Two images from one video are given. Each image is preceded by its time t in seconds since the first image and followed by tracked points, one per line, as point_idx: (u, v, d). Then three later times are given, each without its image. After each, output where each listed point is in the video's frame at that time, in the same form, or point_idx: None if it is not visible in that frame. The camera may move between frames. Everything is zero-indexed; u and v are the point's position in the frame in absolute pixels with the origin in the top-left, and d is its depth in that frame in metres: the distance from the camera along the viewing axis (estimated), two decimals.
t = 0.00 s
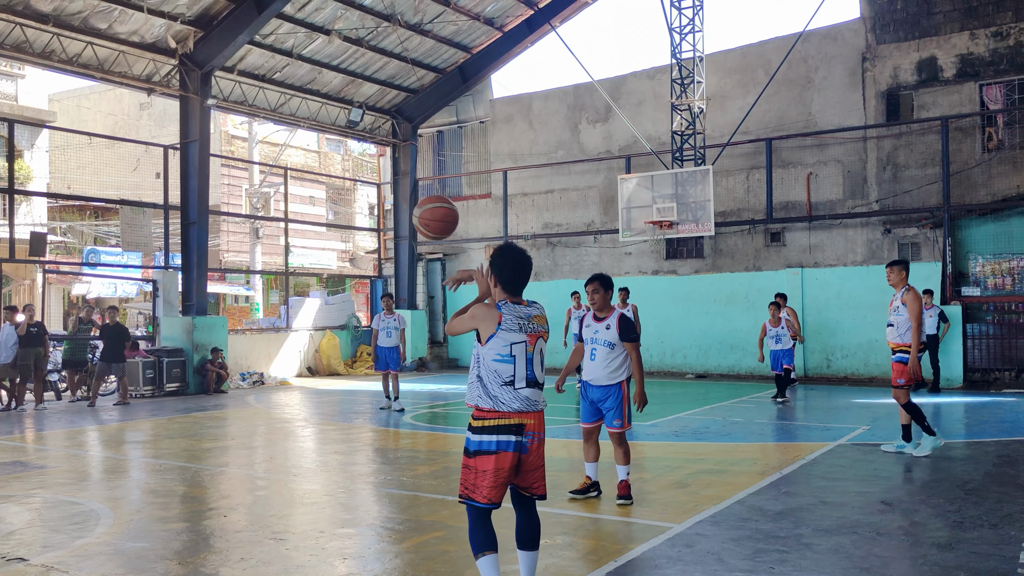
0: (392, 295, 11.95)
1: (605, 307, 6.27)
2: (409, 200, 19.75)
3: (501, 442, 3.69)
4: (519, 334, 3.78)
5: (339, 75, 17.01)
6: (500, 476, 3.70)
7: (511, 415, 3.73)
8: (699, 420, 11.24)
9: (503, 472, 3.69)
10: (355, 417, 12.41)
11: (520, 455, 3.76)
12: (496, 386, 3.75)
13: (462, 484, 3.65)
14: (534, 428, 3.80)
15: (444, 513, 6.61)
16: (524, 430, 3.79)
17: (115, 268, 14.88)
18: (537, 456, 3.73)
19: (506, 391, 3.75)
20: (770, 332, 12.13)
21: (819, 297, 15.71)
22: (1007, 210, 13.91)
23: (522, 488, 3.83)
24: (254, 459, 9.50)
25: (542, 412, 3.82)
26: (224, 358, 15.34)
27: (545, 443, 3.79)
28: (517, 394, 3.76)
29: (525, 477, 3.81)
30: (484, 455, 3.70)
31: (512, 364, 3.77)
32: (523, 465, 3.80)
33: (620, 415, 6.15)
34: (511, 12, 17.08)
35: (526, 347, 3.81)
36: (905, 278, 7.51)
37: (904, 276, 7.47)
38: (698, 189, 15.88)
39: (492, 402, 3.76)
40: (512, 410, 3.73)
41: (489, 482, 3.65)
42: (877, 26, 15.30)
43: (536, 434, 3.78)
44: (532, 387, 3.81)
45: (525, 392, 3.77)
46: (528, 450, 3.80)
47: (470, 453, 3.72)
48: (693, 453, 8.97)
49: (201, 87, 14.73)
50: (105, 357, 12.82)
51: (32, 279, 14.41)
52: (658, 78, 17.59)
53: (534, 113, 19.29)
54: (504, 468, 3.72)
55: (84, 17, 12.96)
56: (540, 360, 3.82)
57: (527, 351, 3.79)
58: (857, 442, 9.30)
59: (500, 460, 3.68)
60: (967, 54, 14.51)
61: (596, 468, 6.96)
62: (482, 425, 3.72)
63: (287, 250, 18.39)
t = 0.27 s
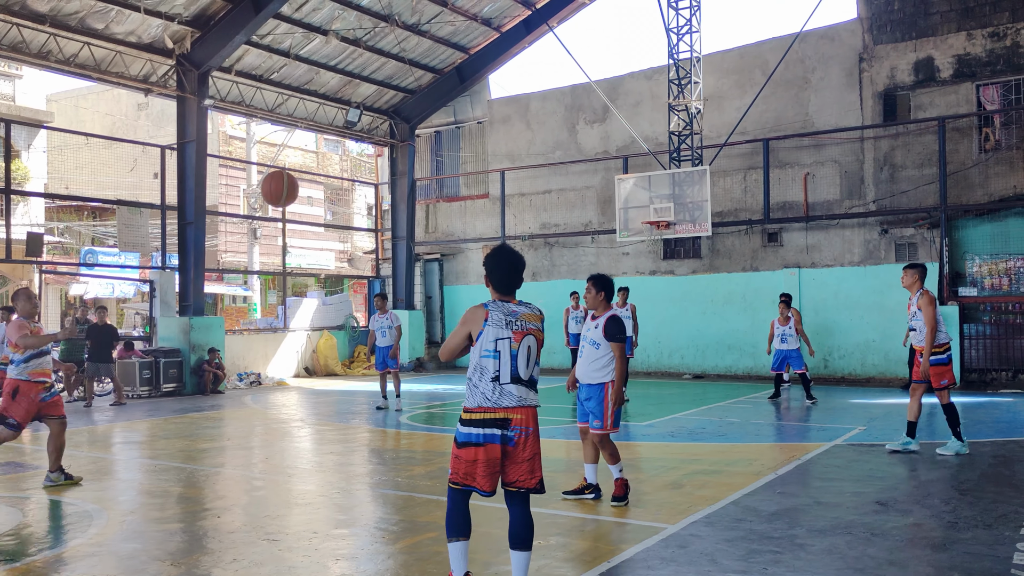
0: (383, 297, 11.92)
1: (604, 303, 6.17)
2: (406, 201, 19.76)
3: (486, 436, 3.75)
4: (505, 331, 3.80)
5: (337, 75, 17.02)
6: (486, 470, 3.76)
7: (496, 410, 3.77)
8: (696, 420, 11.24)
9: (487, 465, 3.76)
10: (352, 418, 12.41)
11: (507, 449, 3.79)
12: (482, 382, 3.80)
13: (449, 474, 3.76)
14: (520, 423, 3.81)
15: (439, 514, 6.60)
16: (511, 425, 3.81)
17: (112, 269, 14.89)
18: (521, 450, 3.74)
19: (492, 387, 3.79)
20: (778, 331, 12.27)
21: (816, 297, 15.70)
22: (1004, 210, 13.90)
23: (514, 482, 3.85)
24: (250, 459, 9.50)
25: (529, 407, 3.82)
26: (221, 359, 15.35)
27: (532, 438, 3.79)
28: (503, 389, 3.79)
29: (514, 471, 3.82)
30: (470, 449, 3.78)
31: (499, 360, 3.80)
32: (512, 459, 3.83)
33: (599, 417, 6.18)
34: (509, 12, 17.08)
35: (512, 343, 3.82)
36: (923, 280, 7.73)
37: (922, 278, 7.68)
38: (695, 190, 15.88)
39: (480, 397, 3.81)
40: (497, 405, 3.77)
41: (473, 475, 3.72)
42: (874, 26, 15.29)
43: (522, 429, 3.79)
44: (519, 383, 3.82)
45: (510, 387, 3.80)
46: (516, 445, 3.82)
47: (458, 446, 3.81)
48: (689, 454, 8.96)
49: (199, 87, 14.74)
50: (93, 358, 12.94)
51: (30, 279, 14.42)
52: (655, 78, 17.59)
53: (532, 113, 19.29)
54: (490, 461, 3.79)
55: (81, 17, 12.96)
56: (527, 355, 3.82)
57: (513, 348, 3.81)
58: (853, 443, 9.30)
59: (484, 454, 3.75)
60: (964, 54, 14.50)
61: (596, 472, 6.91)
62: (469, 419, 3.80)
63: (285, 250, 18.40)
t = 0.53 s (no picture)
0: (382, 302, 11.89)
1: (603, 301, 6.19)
2: (405, 201, 19.75)
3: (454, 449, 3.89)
4: (472, 345, 3.96)
5: (336, 75, 17.03)
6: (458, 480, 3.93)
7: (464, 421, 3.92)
8: (695, 421, 11.22)
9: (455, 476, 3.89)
10: (351, 417, 12.40)
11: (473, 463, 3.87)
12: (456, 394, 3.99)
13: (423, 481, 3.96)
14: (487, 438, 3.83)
15: (437, 513, 6.59)
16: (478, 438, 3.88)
17: (111, 268, 14.89)
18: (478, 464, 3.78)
19: (462, 399, 3.95)
20: (791, 329, 12.01)
21: (816, 297, 15.68)
22: (1005, 211, 13.87)
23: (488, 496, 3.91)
24: (248, 459, 9.49)
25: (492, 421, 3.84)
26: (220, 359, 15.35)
27: (496, 450, 3.81)
28: (469, 401, 3.92)
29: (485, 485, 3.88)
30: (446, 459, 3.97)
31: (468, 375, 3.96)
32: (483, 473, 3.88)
33: (595, 418, 6.28)
34: (508, 12, 17.07)
35: (478, 356, 3.95)
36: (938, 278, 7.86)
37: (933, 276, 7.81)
38: (695, 189, 15.86)
39: (454, 411, 3.98)
40: (464, 417, 3.91)
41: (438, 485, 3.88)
42: (874, 26, 15.28)
43: (484, 445, 3.82)
44: (485, 396, 3.90)
45: (475, 400, 3.91)
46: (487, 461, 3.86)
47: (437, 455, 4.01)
48: (687, 454, 8.95)
49: (198, 87, 14.75)
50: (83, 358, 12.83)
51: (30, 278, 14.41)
52: (655, 78, 17.58)
53: (531, 113, 19.28)
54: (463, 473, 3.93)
55: (80, 17, 12.98)
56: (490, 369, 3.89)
57: (477, 361, 3.93)
58: (852, 443, 9.28)
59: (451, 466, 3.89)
60: (964, 54, 14.48)
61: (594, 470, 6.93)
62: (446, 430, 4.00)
63: (284, 250, 18.40)
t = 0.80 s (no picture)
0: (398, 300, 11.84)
1: (612, 298, 6.35)
2: (408, 198, 19.77)
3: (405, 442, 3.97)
4: (405, 346, 4.09)
5: (339, 73, 17.04)
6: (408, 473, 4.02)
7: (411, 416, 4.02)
8: (696, 418, 11.22)
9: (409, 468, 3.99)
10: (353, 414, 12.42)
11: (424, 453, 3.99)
12: (395, 394, 4.08)
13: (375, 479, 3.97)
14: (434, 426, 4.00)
15: (438, 509, 6.60)
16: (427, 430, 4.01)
17: (115, 266, 14.93)
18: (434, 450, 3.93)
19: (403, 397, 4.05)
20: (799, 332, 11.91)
21: (819, 296, 15.67)
22: (1008, 209, 13.83)
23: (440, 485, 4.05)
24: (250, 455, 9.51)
25: (441, 410, 4.01)
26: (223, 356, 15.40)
27: (447, 436, 3.98)
28: (412, 397, 4.03)
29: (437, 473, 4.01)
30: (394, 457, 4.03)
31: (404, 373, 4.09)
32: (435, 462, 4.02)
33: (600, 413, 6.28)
34: (511, 9, 17.06)
35: (411, 356, 4.09)
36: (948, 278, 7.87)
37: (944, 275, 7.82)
38: (698, 187, 15.85)
39: (396, 410, 4.07)
40: (410, 412, 4.02)
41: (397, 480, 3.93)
42: (877, 23, 15.25)
43: (435, 433, 3.97)
44: (426, 390, 4.05)
45: (419, 395, 4.04)
46: (434, 449, 4.02)
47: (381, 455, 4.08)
48: (689, 451, 8.94)
49: (201, 84, 14.76)
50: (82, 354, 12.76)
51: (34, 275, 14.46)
52: (657, 76, 17.56)
53: (533, 111, 19.28)
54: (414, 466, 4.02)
55: (84, 15, 13.00)
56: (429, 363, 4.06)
57: (412, 359, 4.07)
58: (853, 441, 9.27)
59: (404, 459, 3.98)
60: (968, 52, 14.43)
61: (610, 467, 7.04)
62: (388, 429, 4.06)
63: (287, 247, 18.44)
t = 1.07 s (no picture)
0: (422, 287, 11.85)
1: (630, 294, 6.45)
2: (414, 191, 19.77)
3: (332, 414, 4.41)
4: (312, 328, 4.53)
5: (344, 65, 17.04)
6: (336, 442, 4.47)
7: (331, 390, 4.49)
8: (701, 412, 11.22)
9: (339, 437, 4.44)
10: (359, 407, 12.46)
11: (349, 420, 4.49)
12: (311, 372, 4.51)
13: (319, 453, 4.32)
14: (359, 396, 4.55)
15: (442, 502, 6.62)
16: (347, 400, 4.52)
17: (122, 258, 14.98)
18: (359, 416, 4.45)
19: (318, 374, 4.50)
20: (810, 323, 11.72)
21: (825, 289, 15.62)
22: (1016, 202, 13.78)
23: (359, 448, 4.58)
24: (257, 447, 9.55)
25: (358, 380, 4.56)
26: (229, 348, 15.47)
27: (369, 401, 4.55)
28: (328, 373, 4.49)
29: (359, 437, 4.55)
30: (320, 429, 4.45)
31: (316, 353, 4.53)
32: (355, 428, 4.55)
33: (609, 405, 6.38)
34: (517, 2, 17.01)
35: (321, 336, 4.54)
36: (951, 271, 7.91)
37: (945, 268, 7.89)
38: (704, 180, 15.79)
39: (317, 384, 4.50)
40: (333, 385, 4.49)
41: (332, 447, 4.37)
42: (885, 15, 15.15)
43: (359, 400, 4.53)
44: (338, 365, 4.54)
45: (334, 370, 4.52)
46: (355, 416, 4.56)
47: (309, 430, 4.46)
48: (693, 444, 8.94)
49: (207, 77, 14.77)
50: (91, 346, 12.87)
51: (41, 268, 14.52)
52: (664, 68, 17.49)
53: (539, 103, 19.24)
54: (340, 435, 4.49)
55: (90, 8, 13.02)
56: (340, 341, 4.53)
57: (321, 339, 4.53)
58: (858, 434, 9.25)
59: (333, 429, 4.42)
60: (977, 43, 14.33)
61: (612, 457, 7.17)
62: (313, 405, 4.46)
63: (292, 240, 18.47)
